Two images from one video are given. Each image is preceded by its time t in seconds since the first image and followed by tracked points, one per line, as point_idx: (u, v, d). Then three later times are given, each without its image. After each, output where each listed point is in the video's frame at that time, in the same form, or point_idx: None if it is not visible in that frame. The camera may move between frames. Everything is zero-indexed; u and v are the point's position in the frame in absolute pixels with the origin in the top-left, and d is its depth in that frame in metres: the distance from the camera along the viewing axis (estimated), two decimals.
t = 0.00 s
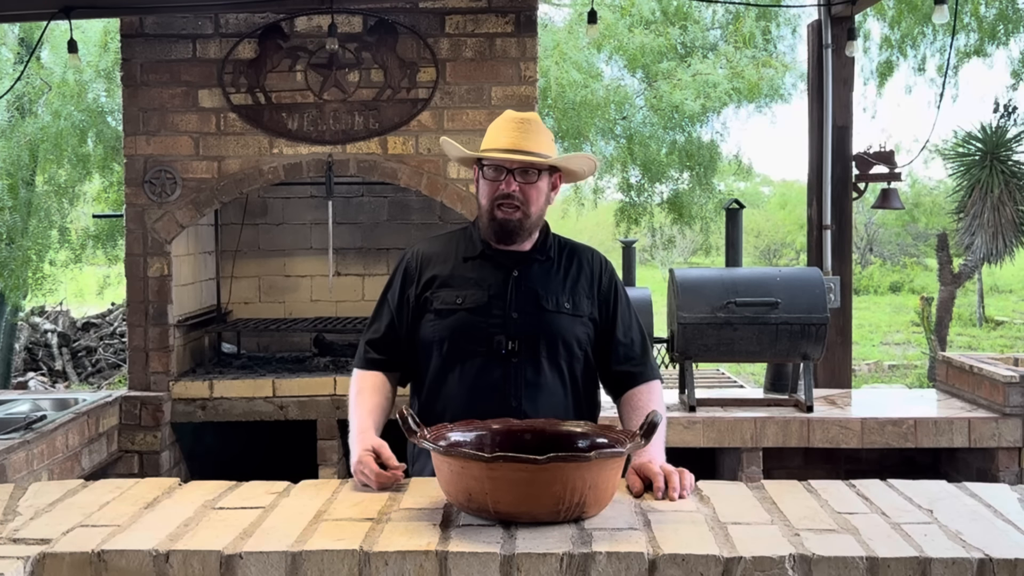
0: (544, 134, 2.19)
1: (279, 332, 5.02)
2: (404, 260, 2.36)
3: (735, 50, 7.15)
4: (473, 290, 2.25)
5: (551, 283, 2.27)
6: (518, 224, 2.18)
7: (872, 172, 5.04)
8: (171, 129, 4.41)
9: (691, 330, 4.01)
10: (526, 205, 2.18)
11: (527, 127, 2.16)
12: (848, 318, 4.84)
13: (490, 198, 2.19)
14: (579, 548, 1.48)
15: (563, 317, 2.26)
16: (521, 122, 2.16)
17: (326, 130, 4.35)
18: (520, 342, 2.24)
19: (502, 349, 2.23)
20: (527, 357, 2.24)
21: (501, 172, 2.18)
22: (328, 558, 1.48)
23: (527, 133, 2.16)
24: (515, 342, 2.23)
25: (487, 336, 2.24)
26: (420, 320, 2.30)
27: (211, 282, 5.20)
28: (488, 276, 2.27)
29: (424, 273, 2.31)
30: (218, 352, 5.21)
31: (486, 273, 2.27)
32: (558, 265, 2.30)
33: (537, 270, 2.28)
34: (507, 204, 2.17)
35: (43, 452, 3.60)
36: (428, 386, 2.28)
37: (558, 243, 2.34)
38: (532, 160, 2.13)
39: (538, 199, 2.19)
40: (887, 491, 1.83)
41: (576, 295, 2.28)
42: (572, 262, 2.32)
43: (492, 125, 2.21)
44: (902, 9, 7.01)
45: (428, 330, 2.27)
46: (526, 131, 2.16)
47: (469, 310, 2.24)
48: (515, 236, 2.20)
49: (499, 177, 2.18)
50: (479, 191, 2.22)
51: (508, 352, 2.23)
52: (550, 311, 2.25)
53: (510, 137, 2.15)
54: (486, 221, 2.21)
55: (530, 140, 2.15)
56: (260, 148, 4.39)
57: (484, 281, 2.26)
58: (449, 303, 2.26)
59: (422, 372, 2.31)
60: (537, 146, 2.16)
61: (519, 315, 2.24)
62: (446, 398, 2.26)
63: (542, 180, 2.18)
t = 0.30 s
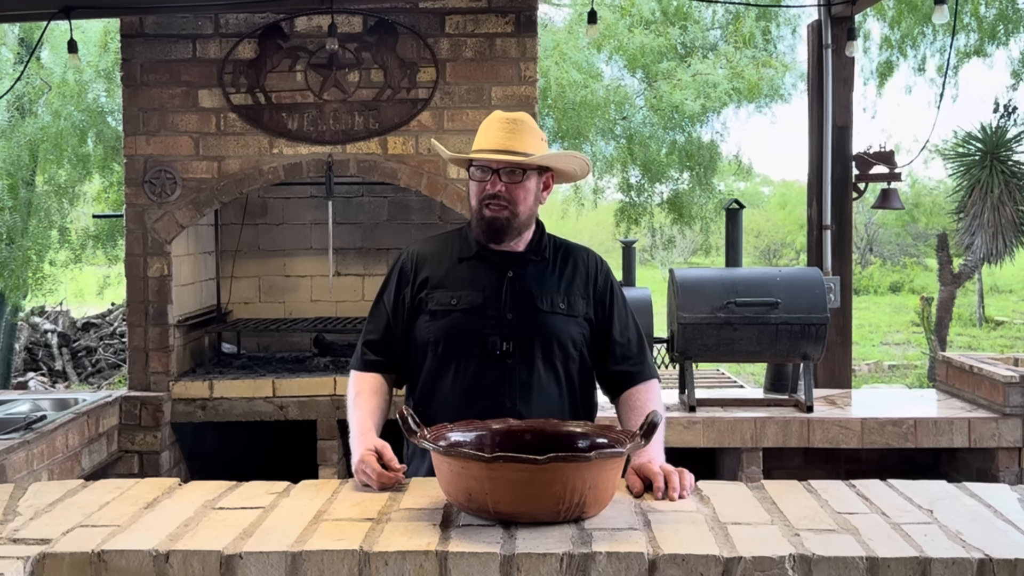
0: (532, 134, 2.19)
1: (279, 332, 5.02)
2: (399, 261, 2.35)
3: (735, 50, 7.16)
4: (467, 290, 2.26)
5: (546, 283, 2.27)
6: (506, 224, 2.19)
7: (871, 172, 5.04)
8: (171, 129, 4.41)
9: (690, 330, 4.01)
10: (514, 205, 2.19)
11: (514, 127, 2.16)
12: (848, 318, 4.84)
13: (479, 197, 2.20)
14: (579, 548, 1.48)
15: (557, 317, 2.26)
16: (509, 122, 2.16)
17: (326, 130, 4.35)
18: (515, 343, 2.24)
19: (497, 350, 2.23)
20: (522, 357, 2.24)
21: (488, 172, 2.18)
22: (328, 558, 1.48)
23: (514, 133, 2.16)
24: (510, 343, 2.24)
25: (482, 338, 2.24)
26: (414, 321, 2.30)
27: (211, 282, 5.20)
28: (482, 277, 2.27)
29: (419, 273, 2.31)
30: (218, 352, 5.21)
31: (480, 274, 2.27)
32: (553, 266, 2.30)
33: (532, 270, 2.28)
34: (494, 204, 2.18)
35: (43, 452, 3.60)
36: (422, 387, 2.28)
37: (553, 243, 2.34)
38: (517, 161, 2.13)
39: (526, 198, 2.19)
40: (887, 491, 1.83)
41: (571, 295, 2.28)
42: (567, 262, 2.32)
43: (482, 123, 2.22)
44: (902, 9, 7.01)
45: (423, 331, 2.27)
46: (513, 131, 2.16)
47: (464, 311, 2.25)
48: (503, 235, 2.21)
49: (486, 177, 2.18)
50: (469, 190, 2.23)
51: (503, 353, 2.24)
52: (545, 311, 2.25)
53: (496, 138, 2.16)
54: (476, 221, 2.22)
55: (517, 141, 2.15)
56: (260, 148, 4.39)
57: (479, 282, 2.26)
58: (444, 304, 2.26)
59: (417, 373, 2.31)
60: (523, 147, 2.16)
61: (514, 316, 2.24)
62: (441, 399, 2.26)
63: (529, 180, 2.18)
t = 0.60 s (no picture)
0: (527, 135, 2.19)
1: (278, 332, 5.02)
2: (397, 261, 2.36)
3: (735, 50, 7.16)
4: (465, 290, 2.26)
5: (544, 283, 2.27)
6: (499, 224, 2.19)
7: (872, 172, 5.04)
8: (171, 129, 4.41)
9: (691, 330, 4.01)
10: (507, 205, 2.19)
11: (508, 127, 2.17)
12: (848, 318, 4.84)
13: (473, 198, 2.21)
14: (579, 548, 1.48)
15: (555, 317, 2.26)
16: (503, 122, 2.17)
17: (326, 130, 4.35)
18: (513, 342, 2.24)
19: (494, 350, 2.23)
20: (519, 357, 2.24)
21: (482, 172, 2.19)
22: (328, 558, 1.48)
23: (507, 134, 2.17)
24: (508, 342, 2.24)
25: (480, 337, 2.24)
26: (413, 320, 2.31)
27: (211, 282, 5.20)
28: (480, 276, 2.27)
29: (417, 273, 2.31)
30: (218, 352, 5.21)
31: (478, 273, 2.27)
32: (551, 265, 2.30)
33: (529, 270, 2.28)
34: (487, 204, 2.19)
35: (43, 452, 3.60)
36: (419, 387, 2.28)
37: (552, 243, 2.34)
38: (508, 161, 2.13)
39: (519, 199, 2.20)
40: (887, 491, 1.83)
41: (569, 295, 2.28)
42: (565, 262, 2.32)
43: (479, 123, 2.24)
44: (902, 9, 7.01)
45: (421, 331, 2.27)
46: (507, 132, 2.17)
47: (462, 311, 2.25)
48: (497, 236, 2.21)
49: (479, 177, 2.19)
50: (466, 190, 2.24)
51: (501, 352, 2.23)
52: (543, 311, 2.25)
53: (489, 139, 2.17)
54: (471, 222, 2.23)
55: (510, 141, 2.16)
56: (260, 148, 4.39)
57: (477, 281, 2.26)
58: (441, 304, 2.26)
59: (415, 372, 2.31)
60: (517, 147, 2.16)
61: (512, 315, 2.24)
62: (438, 398, 2.26)
63: (522, 180, 2.18)
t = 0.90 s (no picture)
0: (522, 136, 2.20)
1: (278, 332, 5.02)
2: (396, 261, 2.35)
3: (735, 50, 7.15)
4: (464, 290, 2.26)
5: (543, 283, 2.27)
6: (494, 224, 2.19)
7: (871, 172, 5.04)
8: (171, 129, 4.41)
9: (690, 330, 4.01)
10: (502, 205, 2.19)
11: (504, 128, 2.18)
12: (848, 318, 4.84)
13: (469, 199, 2.22)
14: (579, 548, 1.48)
15: (554, 317, 2.26)
16: (498, 123, 2.18)
17: (326, 130, 4.35)
18: (512, 342, 2.24)
19: (493, 349, 2.23)
20: (518, 357, 2.24)
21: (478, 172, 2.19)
22: (328, 558, 1.48)
23: (503, 135, 2.18)
24: (506, 342, 2.24)
25: (479, 337, 2.24)
26: (412, 320, 2.30)
27: (211, 282, 5.20)
28: (479, 276, 2.27)
29: (416, 273, 2.31)
30: (218, 352, 5.21)
31: (477, 273, 2.27)
32: (550, 265, 2.30)
33: (528, 270, 2.28)
34: (482, 205, 2.19)
35: (43, 452, 3.60)
36: (418, 387, 2.28)
37: (550, 242, 2.34)
38: (503, 162, 2.13)
39: (515, 199, 2.20)
40: (887, 491, 1.83)
41: (568, 294, 2.28)
42: (563, 261, 2.32)
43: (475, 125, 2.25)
44: (902, 9, 7.01)
45: (420, 331, 2.27)
46: (502, 133, 2.18)
47: (460, 311, 2.25)
48: (492, 237, 2.21)
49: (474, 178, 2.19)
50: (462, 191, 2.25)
51: (500, 352, 2.23)
52: (541, 311, 2.25)
53: (485, 141, 2.18)
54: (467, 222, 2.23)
55: (506, 142, 2.17)
56: (260, 148, 4.39)
57: (475, 281, 2.26)
58: (440, 304, 2.26)
59: (413, 372, 2.31)
60: (511, 148, 2.17)
61: (510, 314, 2.24)
62: (437, 397, 2.26)
63: (518, 180, 2.18)
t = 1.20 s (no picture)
0: (519, 138, 2.20)
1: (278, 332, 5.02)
2: (395, 262, 2.36)
3: (735, 50, 7.15)
4: (462, 290, 2.26)
5: (541, 283, 2.27)
6: (490, 225, 2.19)
7: (871, 172, 5.04)
8: (171, 129, 4.41)
9: (690, 330, 4.01)
10: (499, 207, 2.19)
11: (500, 130, 2.18)
12: (848, 318, 4.84)
13: (465, 200, 2.22)
14: (579, 548, 1.48)
15: (552, 317, 2.26)
16: (494, 125, 2.19)
17: (326, 130, 4.35)
18: (510, 343, 2.24)
19: (492, 350, 2.23)
20: (516, 357, 2.24)
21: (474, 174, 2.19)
22: (328, 558, 1.48)
23: (499, 137, 2.18)
24: (505, 342, 2.24)
25: (477, 338, 2.24)
26: (410, 321, 2.31)
27: (211, 282, 5.20)
28: (477, 277, 2.27)
29: (415, 273, 2.31)
30: (218, 352, 5.21)
31: (475, 274, 2.27)
32: (548, 265, 2.30)
33: (526, 270, 2.28)
34: (478, 206, 2.19)
35: (43, 452, 3.60)
36: (418, 388, 2.28)
37: (548, 243, 2.34)
38: (499, 163, 2.14)
39: (510, 200, 2.19)
40: (887, 491, 1.83)
41: (566, 295, 2.28)
42: (562, 262, 2.32)
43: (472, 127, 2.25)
44: (902, 9, 7.01)
45: (418, 332, 2.27)
46: (498, 135, 2.18)
47: (459, 311, 2.25)
48: (489, 238, 2.21)
49: (470, 179, 2.19)
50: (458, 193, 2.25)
51: (498, 352, 2.23)
52: (540, 311, 2.25)
53: (481, 143, 2.19)
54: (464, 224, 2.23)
55: (502, 143, 2.17)
56: (260, 148, 4.39)
57: (473, 282, 2.27)
58: (438, 305, 2.26)
59: (413, 373, 2.31)
60: (508, 150, 2.17)
61: (509, 315, 2.24)
62: (436, 397, 2.26)
63: (513, 181, 2.18)
